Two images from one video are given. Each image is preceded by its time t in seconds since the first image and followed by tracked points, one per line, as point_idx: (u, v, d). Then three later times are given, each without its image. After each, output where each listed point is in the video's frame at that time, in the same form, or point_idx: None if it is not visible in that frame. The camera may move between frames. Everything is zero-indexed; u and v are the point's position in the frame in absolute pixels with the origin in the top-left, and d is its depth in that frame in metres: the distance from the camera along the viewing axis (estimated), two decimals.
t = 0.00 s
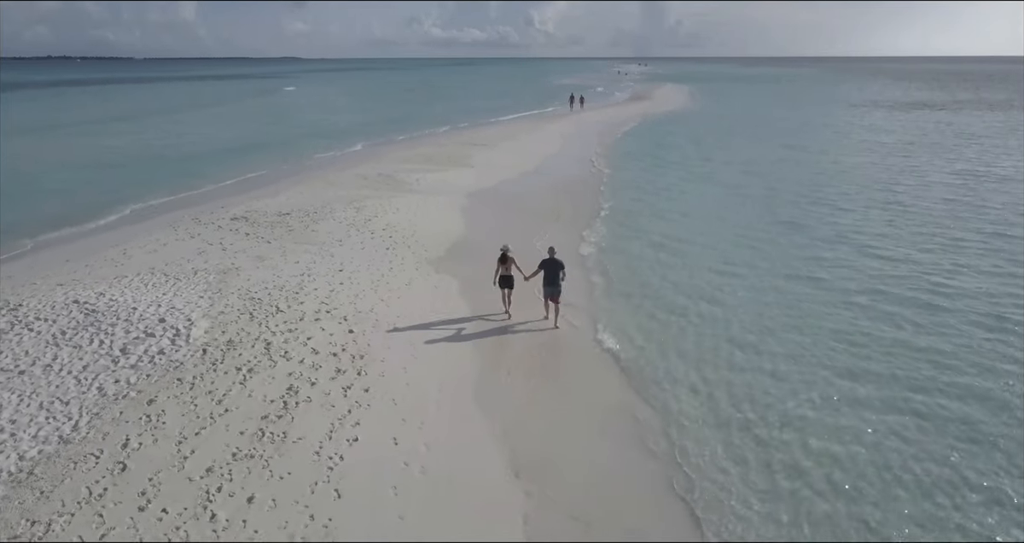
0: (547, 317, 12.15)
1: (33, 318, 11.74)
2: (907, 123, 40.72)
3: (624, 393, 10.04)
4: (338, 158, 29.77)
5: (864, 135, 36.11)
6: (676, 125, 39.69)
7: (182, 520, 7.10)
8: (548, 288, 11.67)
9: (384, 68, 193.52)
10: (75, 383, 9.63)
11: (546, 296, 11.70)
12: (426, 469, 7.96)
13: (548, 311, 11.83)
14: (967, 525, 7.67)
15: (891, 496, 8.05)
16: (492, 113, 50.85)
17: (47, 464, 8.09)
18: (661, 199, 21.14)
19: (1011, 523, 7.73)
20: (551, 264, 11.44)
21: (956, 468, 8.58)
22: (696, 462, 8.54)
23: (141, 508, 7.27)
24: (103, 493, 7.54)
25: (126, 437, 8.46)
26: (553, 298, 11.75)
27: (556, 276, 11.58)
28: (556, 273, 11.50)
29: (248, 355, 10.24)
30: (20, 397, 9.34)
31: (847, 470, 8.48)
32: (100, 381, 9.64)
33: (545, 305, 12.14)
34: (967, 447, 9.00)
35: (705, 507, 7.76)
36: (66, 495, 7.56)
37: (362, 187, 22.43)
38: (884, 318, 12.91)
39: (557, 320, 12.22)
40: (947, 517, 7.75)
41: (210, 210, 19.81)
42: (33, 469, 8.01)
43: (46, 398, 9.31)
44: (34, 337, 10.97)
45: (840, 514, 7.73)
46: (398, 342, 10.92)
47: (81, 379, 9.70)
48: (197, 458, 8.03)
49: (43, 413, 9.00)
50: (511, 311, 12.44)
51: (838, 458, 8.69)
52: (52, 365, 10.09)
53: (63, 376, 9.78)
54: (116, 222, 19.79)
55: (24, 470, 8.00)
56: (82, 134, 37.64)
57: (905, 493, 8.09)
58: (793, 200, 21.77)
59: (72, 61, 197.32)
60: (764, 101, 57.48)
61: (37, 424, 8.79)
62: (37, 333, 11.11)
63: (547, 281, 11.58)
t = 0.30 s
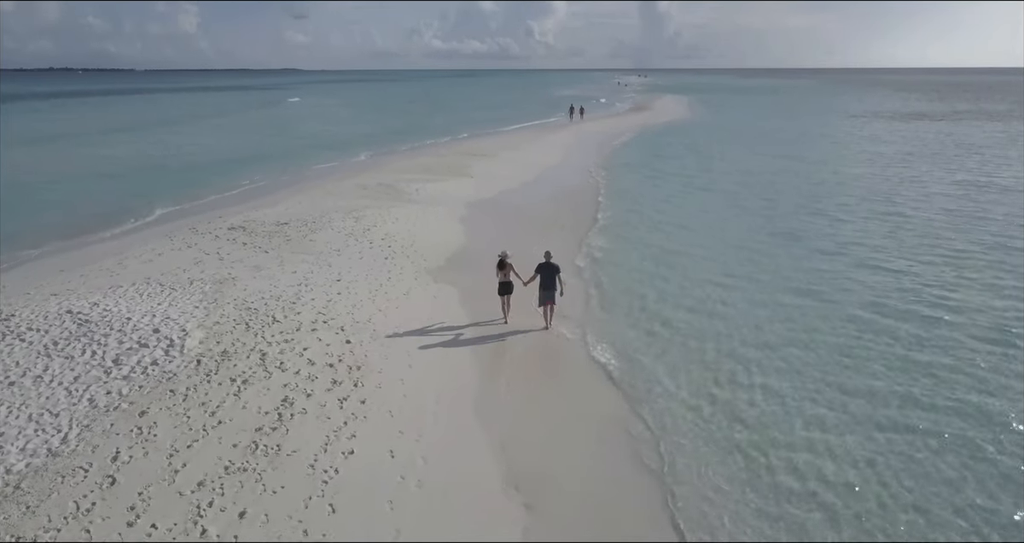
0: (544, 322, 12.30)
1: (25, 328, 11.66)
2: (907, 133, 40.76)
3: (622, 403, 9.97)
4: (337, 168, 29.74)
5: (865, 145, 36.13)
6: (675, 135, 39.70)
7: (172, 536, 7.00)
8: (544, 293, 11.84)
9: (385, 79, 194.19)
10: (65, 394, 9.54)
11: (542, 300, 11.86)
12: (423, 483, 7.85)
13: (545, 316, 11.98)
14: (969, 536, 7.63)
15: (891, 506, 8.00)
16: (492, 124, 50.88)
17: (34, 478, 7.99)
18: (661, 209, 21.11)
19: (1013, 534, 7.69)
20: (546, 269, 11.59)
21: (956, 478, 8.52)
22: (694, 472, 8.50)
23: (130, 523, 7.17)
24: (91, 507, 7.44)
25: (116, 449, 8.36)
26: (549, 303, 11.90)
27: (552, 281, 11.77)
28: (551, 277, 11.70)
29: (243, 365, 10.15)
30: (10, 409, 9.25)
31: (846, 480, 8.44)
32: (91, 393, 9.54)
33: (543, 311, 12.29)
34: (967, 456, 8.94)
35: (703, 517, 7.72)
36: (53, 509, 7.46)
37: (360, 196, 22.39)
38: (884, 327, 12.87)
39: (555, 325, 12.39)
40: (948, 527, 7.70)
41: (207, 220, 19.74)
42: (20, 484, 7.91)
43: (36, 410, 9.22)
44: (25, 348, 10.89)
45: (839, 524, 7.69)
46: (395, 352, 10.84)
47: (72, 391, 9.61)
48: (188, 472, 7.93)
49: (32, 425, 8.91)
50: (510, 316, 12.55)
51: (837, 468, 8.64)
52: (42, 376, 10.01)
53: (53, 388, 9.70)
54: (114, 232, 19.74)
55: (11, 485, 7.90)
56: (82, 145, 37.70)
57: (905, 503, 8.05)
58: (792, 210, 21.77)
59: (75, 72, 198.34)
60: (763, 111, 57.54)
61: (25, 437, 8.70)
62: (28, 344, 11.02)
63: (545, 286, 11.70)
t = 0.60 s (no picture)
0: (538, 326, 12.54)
1: (17, 339, 11.57)
2: (907, 144, 40.83)
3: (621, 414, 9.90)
4: (336, 178, 29.73)
5: (866, 155, 36.14)
6: (675, 145, 39.73)
7: None
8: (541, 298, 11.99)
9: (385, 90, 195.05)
10: (55, 406, 9.45)
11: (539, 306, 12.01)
12: (419, 497, 7.74)
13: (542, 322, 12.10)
14: None
15: (891, 519, 7.95)
16: (492, 135, 50.95)
17: (20, 492, 7.88)
18: (660, 219, 21.12)
19: None
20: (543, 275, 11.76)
21: (958, 490, 8.50)
22: (692, 482, 8.45)
23: (118, 538, 7.06)
24: (78, 522, 7.33)
25: (105, 462, 8.26)
26: (547, 309, 11.98)
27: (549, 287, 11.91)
28: (548, 283, 11.82)
29: (237, 377, 10.06)
30: None
31: (847, 491, 8.39)
32: (82, 405, 9.45)
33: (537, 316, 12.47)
34: (969, 469, 8.91)
35: (701, 527, 7.68)
36: (39, 524, 7.36)
37: (359, 206, 22.37)
38: (885, 338, 12.84)
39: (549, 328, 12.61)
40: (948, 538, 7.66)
41: (205, 230, 19.69)
42: (7, 497, 7.81)
43: (25, 422, 9.13)
44: (16, 358, 10.81)
45: (838, 534, 7.65)
46: (392, 363, 10.74)
47: (62, 403, 9.52)
48: (178, 486, 7.82)
49: (20, 438, 8.82)
50: (506, 320, 12.72)
51: (837, 478, 8.61)
52: (33, 387, 9.92)
53: (43, 399, 9.61)
54: (111, 243, 19.69)
55: None
56: (82, 156, 37.76)
57: (905, 515, 8.01)
58: (792, 221, 21.77)
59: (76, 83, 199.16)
60: (763, 122, 57.61)
61: (14, 449, 8.60)
62: (19, 354, 10.93)
63: (543, 293, 11.78)
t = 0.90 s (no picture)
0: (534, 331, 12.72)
1: (7, 351, 11.49)
2: (907, 156, 40.82)
3: (619, 424, 9.82)
4: (335, 190, 29.68)
5: (866, 167, 36.14)
6: (675, 158, 39.71)
7: None
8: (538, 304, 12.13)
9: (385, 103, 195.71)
10: (44, 420, 9.34)
11: (536, 311, 12.15)
12: (414, 514, 7.61)
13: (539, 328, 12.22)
14: None
15: (892, 531, 7.87)
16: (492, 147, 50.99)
17: (5, 508, 7.77)
18: (659, 231, 21.10)
19: None
20: (540, 280, 11.93)
21: (959, 502, 8.42)
22: (691, 492, 8.36)
23: None
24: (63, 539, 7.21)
25: (93, 478, 8.14)
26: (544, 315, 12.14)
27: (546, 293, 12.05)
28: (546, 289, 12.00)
29: (231, 390, 9.96)
30: None
31: (847, 501, 8.32)
32: (70, 418, 9.34)
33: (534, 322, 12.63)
34: (970, 480, 8.84)
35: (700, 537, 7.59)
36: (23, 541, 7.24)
37: (357, 217, 22.32)
38: (886, 348, 12.78)
39: (546, 335, 12.74)
40: None
41: (202, 241, 19.61)
42: None
43: (12, 437, 9.02)
44: (6, 371, 10.73)
45: None
46: (389, 376, 10.63)
47: (51, 416, 9.41)
48: (168, 501, 7.70)
49: (7, 453, 8.71)
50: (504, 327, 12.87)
51: (836, 488, 8.54)
52: (22, 401, 9.82)
53: (32, 413, 9.50)
54: (109, 255, 19.69)
55: None
56: (82, 168, 37.86)
57: (904, 526, 7.93)
58: (792, 231, 21.74)
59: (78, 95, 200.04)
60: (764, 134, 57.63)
61: None
62: (9, 367, 10.85)
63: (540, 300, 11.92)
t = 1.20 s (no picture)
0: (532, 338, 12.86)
1: None
2: (907, 166, 40.83)
3: (618, 434, 9.80)
4: (335, 200, 29.60)
5: (866, 178, 36.14)
6: (674, 168, 39.68)
7: None
8: (534, 310, 12.34)
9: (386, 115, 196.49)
10: (33, 432, 9.25)
11: (531, 317, 12.33)
12: (411, 528, 7.50)
13: (534, 335, 12.38)
14: None
15: (891, 540, 7.88)
16: (492, 158, 50.97)
17: None
18: (659, 241, 21.09)
19: None
20: (536, 286, 12.14)
21: (958, 512, 8.42)
22: (688, 503, 8.34)
23: None
24: None
25: (81, 491, 8.04)
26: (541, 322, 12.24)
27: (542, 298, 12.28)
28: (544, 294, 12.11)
29: (225, 401, 9.87)
30: None
31: (847, 511, 8.32)
32: (60, 430, 9.25)
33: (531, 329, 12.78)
34: (970, 490, 8.84)
35: None
36: None
37: (356, 227, 22.30)
38: (885, 358, 12.79)
39: (543, 343, 12.82)
40: None
41: (199, 251, 19.54)
42: None
43: None
44: None
45: None
46: (387, 386, 10.54)
47: (40, 428, 9.33)
48: (158, 516, 7.59)
49: None
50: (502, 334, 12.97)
51: (833, 499, 8.52)
52: (12, 412, 9.74)
53: (22, 425, 9.41)
54: (108, 265, 19.67)
55: None
56: (82, 180, 37.88)
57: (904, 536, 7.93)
58: (792, 242, 21.72)
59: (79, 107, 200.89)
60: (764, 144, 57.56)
61: None
62: None
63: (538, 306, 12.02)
